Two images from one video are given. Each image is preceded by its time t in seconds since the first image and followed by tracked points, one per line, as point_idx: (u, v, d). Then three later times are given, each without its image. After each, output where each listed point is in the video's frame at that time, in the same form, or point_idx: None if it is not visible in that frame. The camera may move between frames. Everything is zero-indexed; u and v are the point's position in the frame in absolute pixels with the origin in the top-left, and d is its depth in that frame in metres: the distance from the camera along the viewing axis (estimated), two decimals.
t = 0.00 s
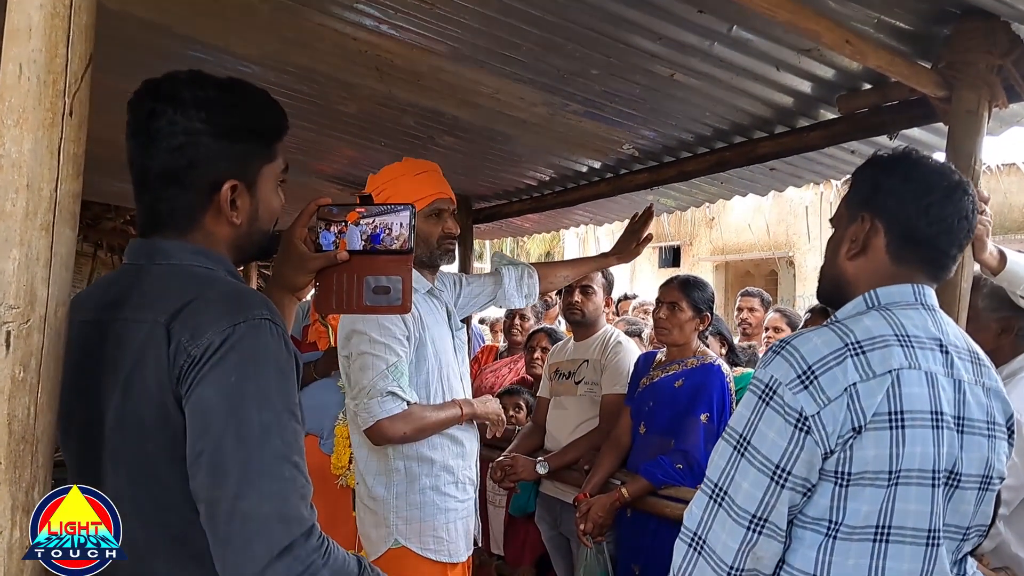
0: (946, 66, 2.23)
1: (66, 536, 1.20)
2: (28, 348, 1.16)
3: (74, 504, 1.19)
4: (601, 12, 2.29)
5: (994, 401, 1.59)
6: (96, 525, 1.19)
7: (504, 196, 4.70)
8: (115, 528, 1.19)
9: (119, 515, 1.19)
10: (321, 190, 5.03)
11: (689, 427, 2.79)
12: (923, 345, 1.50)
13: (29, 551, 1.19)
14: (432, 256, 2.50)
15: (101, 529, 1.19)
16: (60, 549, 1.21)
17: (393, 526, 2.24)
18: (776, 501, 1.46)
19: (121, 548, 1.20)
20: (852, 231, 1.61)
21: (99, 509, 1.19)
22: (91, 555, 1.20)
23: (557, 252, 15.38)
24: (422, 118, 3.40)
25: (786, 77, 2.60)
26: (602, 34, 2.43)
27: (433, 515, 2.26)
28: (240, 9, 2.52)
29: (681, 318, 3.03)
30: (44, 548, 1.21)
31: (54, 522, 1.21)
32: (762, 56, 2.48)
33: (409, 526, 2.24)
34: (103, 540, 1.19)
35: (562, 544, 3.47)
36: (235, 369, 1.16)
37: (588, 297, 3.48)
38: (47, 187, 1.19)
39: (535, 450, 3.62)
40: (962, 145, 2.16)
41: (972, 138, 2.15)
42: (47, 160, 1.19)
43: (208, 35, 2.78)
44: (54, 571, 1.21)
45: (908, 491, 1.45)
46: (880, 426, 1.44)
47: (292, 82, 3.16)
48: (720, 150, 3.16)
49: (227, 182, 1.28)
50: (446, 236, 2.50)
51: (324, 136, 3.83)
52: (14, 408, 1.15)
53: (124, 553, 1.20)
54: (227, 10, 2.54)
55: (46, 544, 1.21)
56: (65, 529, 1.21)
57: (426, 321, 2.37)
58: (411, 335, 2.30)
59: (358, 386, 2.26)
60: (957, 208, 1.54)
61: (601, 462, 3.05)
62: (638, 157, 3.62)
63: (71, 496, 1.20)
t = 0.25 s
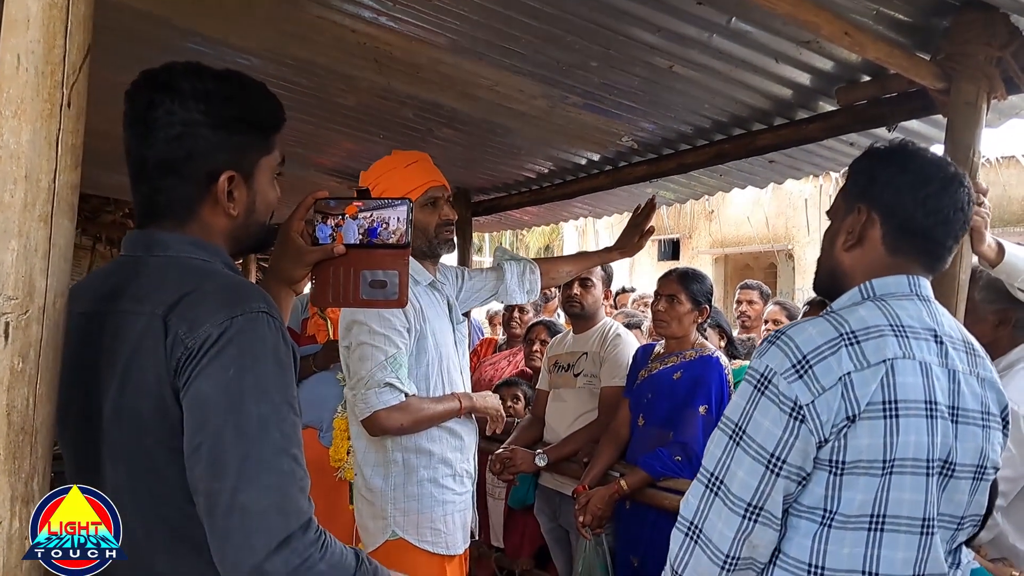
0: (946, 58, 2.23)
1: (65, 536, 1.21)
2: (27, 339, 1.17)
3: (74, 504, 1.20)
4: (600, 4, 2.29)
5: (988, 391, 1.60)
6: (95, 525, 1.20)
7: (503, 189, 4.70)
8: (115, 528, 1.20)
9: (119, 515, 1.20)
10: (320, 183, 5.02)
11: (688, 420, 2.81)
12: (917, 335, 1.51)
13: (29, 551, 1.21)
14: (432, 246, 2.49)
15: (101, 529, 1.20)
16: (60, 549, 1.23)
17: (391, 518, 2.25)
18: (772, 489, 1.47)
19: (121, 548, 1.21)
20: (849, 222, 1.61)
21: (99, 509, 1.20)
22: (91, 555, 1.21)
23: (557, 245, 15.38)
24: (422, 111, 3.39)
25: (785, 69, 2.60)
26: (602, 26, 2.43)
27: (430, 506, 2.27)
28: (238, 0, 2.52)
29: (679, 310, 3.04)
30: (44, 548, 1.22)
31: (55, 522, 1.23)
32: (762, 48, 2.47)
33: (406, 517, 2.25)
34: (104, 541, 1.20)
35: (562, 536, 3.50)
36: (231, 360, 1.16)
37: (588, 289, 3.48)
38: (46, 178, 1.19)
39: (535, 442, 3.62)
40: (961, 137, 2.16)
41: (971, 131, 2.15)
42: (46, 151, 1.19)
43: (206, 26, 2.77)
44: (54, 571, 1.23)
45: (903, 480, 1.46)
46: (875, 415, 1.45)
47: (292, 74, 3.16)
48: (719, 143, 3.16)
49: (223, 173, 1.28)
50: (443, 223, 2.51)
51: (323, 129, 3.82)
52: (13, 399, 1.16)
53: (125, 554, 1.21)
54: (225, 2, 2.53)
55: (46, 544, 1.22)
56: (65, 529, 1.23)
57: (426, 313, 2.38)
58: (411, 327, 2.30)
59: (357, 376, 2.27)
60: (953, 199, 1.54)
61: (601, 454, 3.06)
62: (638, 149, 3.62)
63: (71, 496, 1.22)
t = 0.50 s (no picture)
0: (947, 46, 2.23)
1: (66, 536, 1.21)
2: (29, 327, 1.17)
3: (75, 504, 1.20)
4: None
5: (986, 377, 1.60)
6: (95, 526, 1.20)
7: (503, 180, 4.69)
8: (115, 528, 1.21)
9: (119, 515, 1.21)
10: (320, 174, 5.02)
11: (688, 409, 2.82)
12: (916, 322, 1.51)
13: (29, 551, 1.20)
14: (433, 238, 2.51)
15: (101, 529, 1.20)
16: (59, 549, 1.23)
17: (393, 507, 2.26)
18: (773, 475, 1.47)
19: (121, 548, 1.21)
20: (848, 211, 1.61)
21: (99, 509, 1.20)
22: (91, 555, 1.22)
23: (557, 237, 15.37)
24: (422, 101, 3.39)
25: (786, 58, 2.59)
26: (602, 15, 2.43)
27: (432, 496, 2.28)
28: None
29: (680, 301, 3.04)
30: (44, 548, 1.22)
31: (55, 522, 1.22)
32: (763, 37, 2.46)
33: (408, 506, 2.26)
34: (104, 542, 1.21)
35: (563, 526, 3.52)
36: (231, 346, 1.16)
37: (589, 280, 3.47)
38: (47, 166, 1.19)
39: (535, 433, 3.63)
40: (962, 126, 2.16)
41: (971, 119, 2.15)
42: (47, 138, 1.19)
43: (205, 16, 2.76)
44: (53, 571, 1.23)
45: (903, 466, 1.47)
46: (875, 401, 1.45)
47: (291, 64, 3.15)
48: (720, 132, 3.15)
49: (221, 161, 1.28)
50: (445, 214, 2.52)
51: (323, 119, 3.82)
52: (16, 387, 1.16)
53: (125, 554, 1.22)
54: None
55: (46, 544, 1.22)
56: (65, 529, 1.23)
57: (428, 303, 2.38)
58: (413, 316, 2.29)
59: (364, 369, 2.26)
60: (950, 186, 1.54)
61: (601, 445, 3.07)
62: (638, 139, 3.62)
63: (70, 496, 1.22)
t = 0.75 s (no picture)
0: (946, 41, 2.22)
1: (66, 536, 1.21)
2: (28, 322, 1.17)
3: (74, 504, 1.20)
4: None
5: (986, 372, 1.61)
6: (95, 526, 1.20)
7: (503, 175, 4.69)
8: (115, 528, 1.21)
9: (119, 515, 1.21)
10: (319, 169, 5.01)
11: (688, 405, 2.82)
12: (916, 316, 1.52)
13: (29, 552, 1.20)
14: (434, 235, 2.51)
15: (101, 529, 1.20)
16: (59, 549, 1.22)
17: (392, 503, 2.26)
18: (773, 470, 1.48)
19: (121, 548, 1.22)
20: (847, 205, 1.61)
21: (99, 509, 1.20)
22: (91, 555, 1.22)
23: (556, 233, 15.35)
24: (422, 96, 3.38)
25: (786, 53, 2.59)
26: (602, 9, 2.42)
27: (432, 492, 2.28)
28: None
29: (680, 296, 3.04)
30: (44, 548, 1.22)
31: (55, 522, 1.22)
32: (762, 31, 2.46)
33: (408, 502, 2.26)
34: (104, 543, 1.21)
35: (562, 521, 3.53)
36: (228, 342, 1.16)
37: (588, 276, 3.48)
38: (46, 160, 1.19)
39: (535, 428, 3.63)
40: (962, 120, 2.15)
41: (971, 113, 2.15)
42: (46, 133, 1.19)
43: (204, 11, 2.76)
44: (54, 571, 1.23)
45: (903, 460, 1.47)
46: (875, 395, 1.45)
47: (291, 60, 3.15)
48: (719, 128, 3.15)
49: (216, 156, 1.27)
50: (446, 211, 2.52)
51: (323, 115, 3.81)
52: (16, 382, 1.16)
53: (125, 554, 1.22)
54: None
55: (46, 544, 1.22)
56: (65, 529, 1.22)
57: (430, 299, 2.39)
58: (417, 311, 2.30)
59: (371, 364, 2.23)
60: (950, 181, 1.54)
61: (601, 440, 3.07)
62: (638, 134, 3.61)
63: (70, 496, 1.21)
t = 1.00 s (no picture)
0: (946, 38, 2.23)
1: (66, 536, 1.21)
2: (29, 323, 1.17)
3: (75, 504, 1.20)
4: None
5: (987, 371, 1.61)
6: (95, 526, 1.21)
7: (503, 173, 4.69)
8: (115, 528, 1.21)
9: (119, 515, 1.21)
10: (319, 167, 5.01)
11: (688, 403, 2.82)
12: (917, 314, 1.52)
13: (29, 552, 1.20)
14: (436, 234, 2.51)
15: (101, 529, 1.21)
16: (59, 549, 1.22)
17: (396, 503, 2.26)
18: (773, 468, 1.48)
19: (121, 548, 1.22)
20: (847, 204, 1.61)
21: (99, 509, 1.21)
22: (91, 555, 1.22)
23: (556, 230, 15.34)
24: (421, 95, 3.38)
25: (785, 51, 2.59)
26: (601, 8, 2.42)
27: (435, 491, 2.28)
28: None
29: (680, 294, 3.04)
30: (44, 548, 1.21)
31: (55, 522, 1.22)
32: (762, 29, 2.46)
33: (412, 502, 2.26)
34: (104, 542, 1.22)
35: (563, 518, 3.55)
36: (227, 343, 1.16)
37: (588, 274, 3.49)
38: (47, 161, 1.19)
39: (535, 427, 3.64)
40: (962, 118, 2.15)
41: (971, 111, 2.15)
42: (46, 133, 1.19)
43: (204, 9, 2.75)
44: (54, 571, 1.23)
45: (903, 458, 1.47)
46: (875, 394, 1.46)
47: (291, 58, 3.14)
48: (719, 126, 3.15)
49: (212, 156, 1.28)
50: (448, 210, 2.50)
51: (323, 113, 3.81)
52: (17, 383, 1.16)
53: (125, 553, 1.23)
54: None
55: (46, 544, 1.22)
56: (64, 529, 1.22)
57: (433, 300, 2.39)
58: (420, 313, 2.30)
59: (371, 365, 2.23)
60: (950, 179, 1.54)
61: (601, 438, 3.07)
62: (637, 132, 3.61)
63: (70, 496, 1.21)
